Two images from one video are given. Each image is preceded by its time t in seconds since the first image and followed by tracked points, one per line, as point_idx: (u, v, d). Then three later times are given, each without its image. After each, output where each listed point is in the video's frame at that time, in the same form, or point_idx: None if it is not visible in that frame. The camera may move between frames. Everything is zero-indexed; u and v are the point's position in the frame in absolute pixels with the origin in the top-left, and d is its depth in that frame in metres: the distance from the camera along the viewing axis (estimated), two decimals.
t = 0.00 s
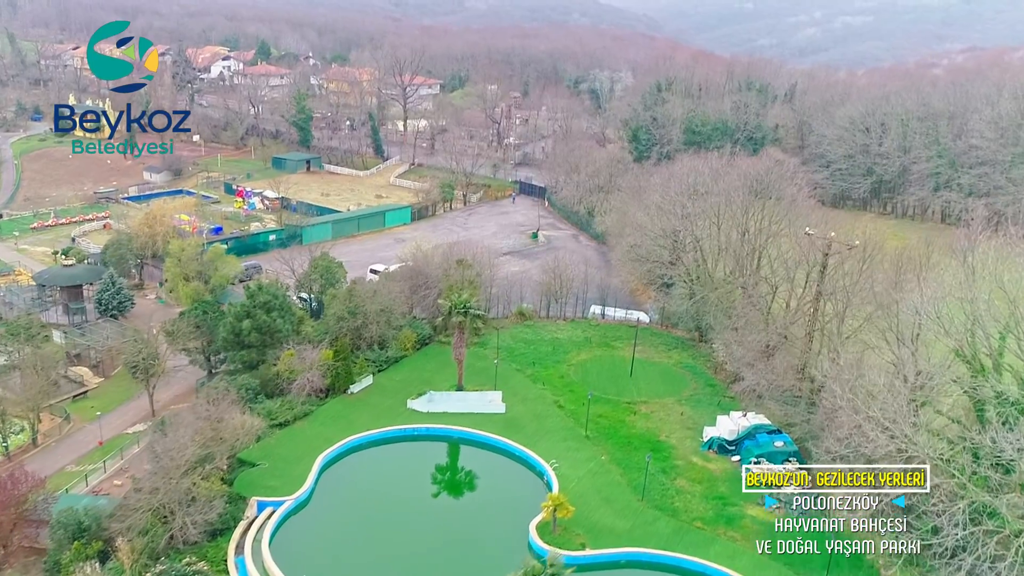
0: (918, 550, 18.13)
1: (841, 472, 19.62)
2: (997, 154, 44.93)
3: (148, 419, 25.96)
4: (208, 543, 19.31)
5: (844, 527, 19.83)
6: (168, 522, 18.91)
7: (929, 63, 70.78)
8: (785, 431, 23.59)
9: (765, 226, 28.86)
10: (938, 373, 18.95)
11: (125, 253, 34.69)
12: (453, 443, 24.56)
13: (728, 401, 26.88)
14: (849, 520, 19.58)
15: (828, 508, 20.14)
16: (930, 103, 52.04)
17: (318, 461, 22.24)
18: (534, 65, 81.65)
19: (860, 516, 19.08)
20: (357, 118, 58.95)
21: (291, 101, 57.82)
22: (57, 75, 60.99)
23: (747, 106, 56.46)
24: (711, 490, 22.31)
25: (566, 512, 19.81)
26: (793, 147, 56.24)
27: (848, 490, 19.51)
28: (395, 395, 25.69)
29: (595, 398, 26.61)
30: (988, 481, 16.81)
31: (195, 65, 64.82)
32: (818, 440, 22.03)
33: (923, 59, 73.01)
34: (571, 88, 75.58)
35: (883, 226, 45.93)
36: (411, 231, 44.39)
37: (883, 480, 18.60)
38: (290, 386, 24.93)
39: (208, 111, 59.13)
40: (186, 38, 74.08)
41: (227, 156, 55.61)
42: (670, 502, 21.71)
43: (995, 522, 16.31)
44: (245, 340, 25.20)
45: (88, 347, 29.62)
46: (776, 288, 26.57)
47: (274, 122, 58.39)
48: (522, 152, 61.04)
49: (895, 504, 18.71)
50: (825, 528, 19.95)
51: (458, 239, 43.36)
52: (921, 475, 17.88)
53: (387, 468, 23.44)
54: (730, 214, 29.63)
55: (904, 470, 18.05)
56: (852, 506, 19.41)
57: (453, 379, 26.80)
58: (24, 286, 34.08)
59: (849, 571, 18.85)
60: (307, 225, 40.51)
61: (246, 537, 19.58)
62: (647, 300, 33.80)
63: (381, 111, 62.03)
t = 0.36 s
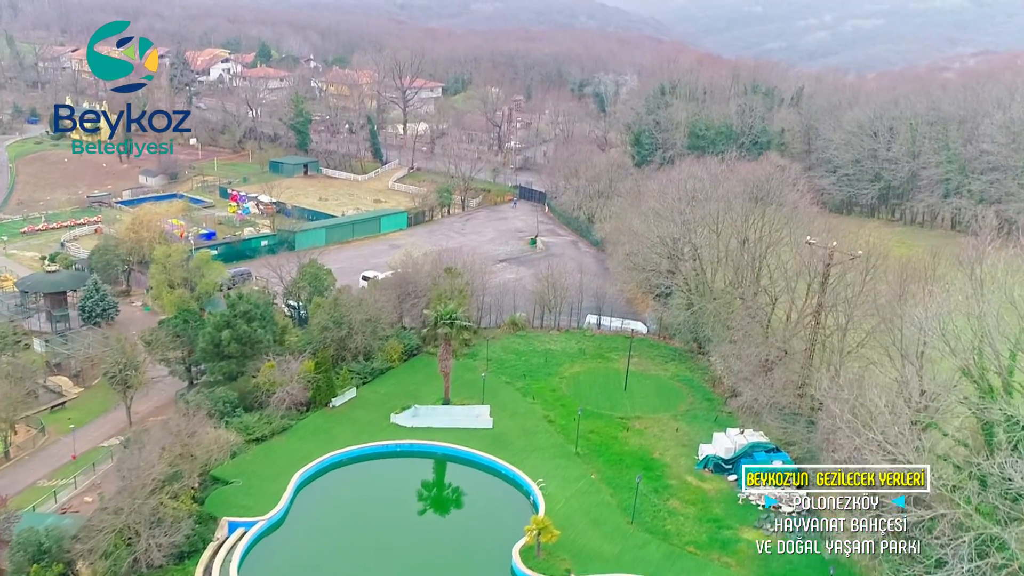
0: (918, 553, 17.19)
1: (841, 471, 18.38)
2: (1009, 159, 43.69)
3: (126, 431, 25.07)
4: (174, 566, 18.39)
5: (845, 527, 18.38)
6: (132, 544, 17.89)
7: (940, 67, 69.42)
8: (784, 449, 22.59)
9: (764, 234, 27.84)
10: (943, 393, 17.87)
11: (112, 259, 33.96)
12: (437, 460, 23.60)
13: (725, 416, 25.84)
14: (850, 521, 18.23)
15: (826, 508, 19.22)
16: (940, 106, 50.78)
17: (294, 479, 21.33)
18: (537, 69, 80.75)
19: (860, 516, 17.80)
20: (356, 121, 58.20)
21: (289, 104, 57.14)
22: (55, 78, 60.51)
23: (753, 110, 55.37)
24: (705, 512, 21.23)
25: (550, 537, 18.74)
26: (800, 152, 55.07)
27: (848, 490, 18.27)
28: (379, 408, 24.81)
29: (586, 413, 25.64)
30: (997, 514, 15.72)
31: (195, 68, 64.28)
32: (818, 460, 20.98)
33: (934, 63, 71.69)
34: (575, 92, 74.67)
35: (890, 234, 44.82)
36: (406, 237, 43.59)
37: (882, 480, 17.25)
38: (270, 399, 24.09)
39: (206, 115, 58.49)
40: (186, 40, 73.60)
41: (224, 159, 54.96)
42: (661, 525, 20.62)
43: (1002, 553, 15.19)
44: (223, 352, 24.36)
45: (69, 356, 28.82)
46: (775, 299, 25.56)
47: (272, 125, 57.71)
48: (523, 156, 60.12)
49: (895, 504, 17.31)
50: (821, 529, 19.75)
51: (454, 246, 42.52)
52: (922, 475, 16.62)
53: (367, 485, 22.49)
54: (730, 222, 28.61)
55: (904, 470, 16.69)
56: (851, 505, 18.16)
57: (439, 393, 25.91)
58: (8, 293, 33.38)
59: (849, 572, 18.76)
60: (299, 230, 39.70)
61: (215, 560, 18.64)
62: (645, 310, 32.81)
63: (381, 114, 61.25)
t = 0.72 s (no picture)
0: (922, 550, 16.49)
1: (841, 471, 17.51)
2: (1021, 165, 42.50)
3: (102, 445, 24.20)
4: None
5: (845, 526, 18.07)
6: (94, 567, 16.55)
7: (952, 70, 68.09)
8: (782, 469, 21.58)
9: (764, 242, 26.78)
10: (947, 414, 16.80)
11: (97, 265, 33.24)
12: (420, 478, 22.66)
13: (722, 433, 24.78)
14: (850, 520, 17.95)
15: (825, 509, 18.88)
16: (950, 110, 49.57)
17: (268, 498, 20.40)
18: (541, 71, 79.88)
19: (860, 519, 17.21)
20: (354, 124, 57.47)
21: (287, 106, 56.47)
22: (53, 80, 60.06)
23: (758, 114, 54.28)
24: (699, 536, 20.15)
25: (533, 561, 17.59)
26: (806, 156, 53.95)
27: (848, 490, 17.51)
28: (361, 423, 23.91)
29: (577, 429, 24.65)
30: (1004, 550, 14.64)
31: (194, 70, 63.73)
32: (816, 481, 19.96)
33: (946, 66, 70.32)
34: (579, 95, 73.72)
35: (898, 242, 43.70)
36: (401, 243, 42.78)
37: (881, 480, 16.32)
38: (248, 413, 23.27)
39: (204, 118, 57.90)
40: (187, 43, 73.13)
41: (221, 162, 54.31)
42: (651, 549, 19.59)
43: None
44: (202, 363, 23.53)
45: (49, 365, 28.03)
46: (774, 310, 24.50)
47: (270, 128, 57.01)
48: (524, 159, 59.22)
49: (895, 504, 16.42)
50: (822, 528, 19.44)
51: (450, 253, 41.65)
52: (922, 474, 15.86)
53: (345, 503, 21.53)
54: (728, 229, 27.60)
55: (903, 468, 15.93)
56: (853, 506, 17.62)
57: (425, 406, 25.02)
58: None
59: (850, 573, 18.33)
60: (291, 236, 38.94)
61: None
62: (642, 319, 31.85)
63: (380, 117, 60.51)
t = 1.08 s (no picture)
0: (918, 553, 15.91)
1: (840, 472, 16.63)
2: None
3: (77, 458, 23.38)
4: None
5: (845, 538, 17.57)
6: None
7: (963, 75, 66.80)
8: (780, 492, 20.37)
9: (764, 252, 25.76)
10: (951, 441, 15.70)
11: (83, 272, 32.54)
12: (403, 496, 21.78)
13: (719, 450, 23.74)
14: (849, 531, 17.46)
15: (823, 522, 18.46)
16: (960, 114, 48.40)
17: (241, 518, 19.58)
18: (546, 75, 79.00)
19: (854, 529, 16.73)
20: (353, 128, 56.73)
21: (286, 109, 55.81)
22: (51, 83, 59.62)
23: (763, 118, 53.23)
24: (691, 562, 19.05)
25: None
26: (813, 162, 52.84)
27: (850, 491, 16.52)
28: (342, 439, 23.06)
29: (567, 446, 23.70)
30: None
31: (193, 73, 63.15)
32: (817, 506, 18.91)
33: (957, 71, 69.04)
34: (583, 99, 72.84)
35: (906, 252, 42.62)
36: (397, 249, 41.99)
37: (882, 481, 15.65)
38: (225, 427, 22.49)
39: (202, 121, 57.30)
40: (188, 46, 72.65)
41: (218, 166, 53.68)
42: None
43: None
44: (178, 375, 22.72)
45: (28, 375, 27.27)
46: (773, 323, 23.45)
47: (268, 131, 56.35)
48: (526, 164, 58.32)
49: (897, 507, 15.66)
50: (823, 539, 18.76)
51: (446, 260, 40.82)
52: (921, 473, 15.29)
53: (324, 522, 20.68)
54: (727, 237, 26.61)
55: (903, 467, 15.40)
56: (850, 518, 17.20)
57: (409, 421, 24.16)
58: None
59: None
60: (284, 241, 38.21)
61: None
62: (640, 331, 30.87)
63: (381, 121, 59.76)
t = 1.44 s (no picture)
0: None
1: (846, 471, 15.53)
2: None
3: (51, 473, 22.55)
4: None
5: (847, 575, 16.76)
6: None
7: (978, 78, 65.32)
8: (779, 516, 19.11)
9: (765, 262, 24.73)
10: (958, 468, 14.57)
11: (69, 278, 31.94)
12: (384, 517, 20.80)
13: (716, 470, 22.64)
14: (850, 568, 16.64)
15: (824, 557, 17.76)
16: (973, 118, 47.11)
17: (212, 540, 18.75)
18: (552, 78, 78.06)
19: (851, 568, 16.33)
20: (354, 131, 56.06)
21: (285, 112, 55.19)
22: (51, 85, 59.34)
23: (771, 122, 52.13)
24: None
25: None
26: (821, 167, 51.66)
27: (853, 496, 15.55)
28: (323, 455, 22.20)
29: (557, 464, 22.69)
30: None
31: (194, 75, 62.68)
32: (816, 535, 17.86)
33: (971, 74, 67.55)
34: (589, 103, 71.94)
35: (916, 261, 41.47)
36: (394, 255, 41.21)
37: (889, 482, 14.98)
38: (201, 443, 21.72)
39: (201, 124, 56.78)
40: (191, 49, 72.28)
41: (217, 170, 53.14)
42: None
43: None
44: (154, 388, 22.01)
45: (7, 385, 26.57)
46: (773, 337, 22.41)
47: (268, 135, 55.75)
48: (529, 169, 57.41)
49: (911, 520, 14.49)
50: None
51: (443, 267, 40.01)
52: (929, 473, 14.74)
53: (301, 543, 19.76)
54: (727, 246, 25.59)
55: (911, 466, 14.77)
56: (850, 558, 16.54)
57: (393, 437, 23.30)
58: None
59: None
60: (278, 247, 37.56)
61: None
62: (638, 342, 29.86)
63: (382, 124, 59.04)
